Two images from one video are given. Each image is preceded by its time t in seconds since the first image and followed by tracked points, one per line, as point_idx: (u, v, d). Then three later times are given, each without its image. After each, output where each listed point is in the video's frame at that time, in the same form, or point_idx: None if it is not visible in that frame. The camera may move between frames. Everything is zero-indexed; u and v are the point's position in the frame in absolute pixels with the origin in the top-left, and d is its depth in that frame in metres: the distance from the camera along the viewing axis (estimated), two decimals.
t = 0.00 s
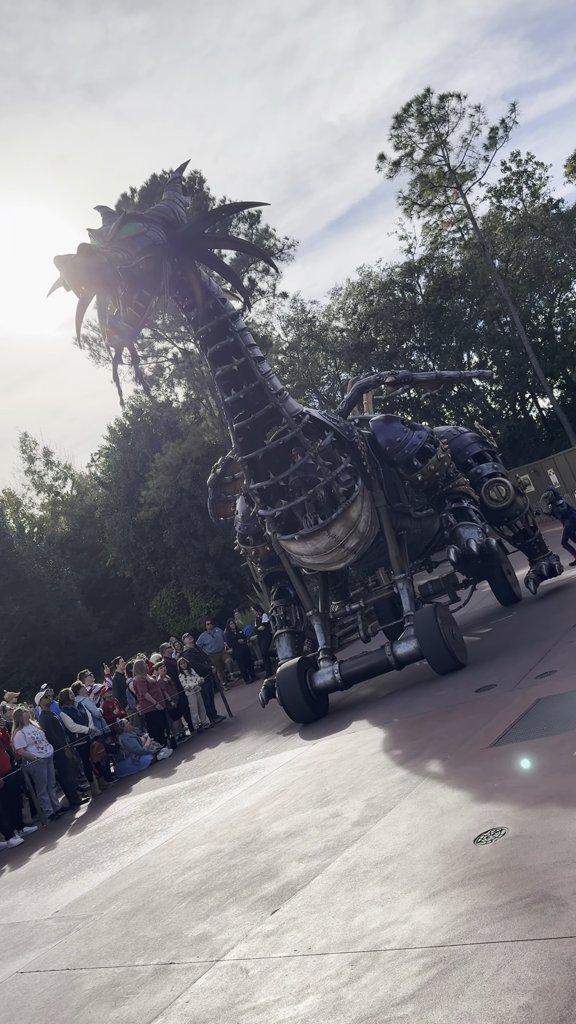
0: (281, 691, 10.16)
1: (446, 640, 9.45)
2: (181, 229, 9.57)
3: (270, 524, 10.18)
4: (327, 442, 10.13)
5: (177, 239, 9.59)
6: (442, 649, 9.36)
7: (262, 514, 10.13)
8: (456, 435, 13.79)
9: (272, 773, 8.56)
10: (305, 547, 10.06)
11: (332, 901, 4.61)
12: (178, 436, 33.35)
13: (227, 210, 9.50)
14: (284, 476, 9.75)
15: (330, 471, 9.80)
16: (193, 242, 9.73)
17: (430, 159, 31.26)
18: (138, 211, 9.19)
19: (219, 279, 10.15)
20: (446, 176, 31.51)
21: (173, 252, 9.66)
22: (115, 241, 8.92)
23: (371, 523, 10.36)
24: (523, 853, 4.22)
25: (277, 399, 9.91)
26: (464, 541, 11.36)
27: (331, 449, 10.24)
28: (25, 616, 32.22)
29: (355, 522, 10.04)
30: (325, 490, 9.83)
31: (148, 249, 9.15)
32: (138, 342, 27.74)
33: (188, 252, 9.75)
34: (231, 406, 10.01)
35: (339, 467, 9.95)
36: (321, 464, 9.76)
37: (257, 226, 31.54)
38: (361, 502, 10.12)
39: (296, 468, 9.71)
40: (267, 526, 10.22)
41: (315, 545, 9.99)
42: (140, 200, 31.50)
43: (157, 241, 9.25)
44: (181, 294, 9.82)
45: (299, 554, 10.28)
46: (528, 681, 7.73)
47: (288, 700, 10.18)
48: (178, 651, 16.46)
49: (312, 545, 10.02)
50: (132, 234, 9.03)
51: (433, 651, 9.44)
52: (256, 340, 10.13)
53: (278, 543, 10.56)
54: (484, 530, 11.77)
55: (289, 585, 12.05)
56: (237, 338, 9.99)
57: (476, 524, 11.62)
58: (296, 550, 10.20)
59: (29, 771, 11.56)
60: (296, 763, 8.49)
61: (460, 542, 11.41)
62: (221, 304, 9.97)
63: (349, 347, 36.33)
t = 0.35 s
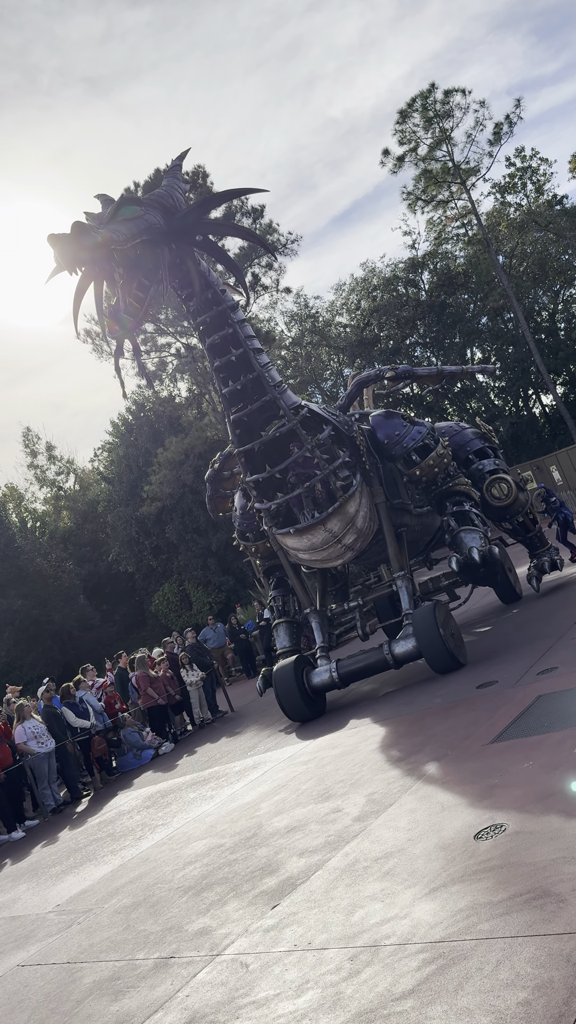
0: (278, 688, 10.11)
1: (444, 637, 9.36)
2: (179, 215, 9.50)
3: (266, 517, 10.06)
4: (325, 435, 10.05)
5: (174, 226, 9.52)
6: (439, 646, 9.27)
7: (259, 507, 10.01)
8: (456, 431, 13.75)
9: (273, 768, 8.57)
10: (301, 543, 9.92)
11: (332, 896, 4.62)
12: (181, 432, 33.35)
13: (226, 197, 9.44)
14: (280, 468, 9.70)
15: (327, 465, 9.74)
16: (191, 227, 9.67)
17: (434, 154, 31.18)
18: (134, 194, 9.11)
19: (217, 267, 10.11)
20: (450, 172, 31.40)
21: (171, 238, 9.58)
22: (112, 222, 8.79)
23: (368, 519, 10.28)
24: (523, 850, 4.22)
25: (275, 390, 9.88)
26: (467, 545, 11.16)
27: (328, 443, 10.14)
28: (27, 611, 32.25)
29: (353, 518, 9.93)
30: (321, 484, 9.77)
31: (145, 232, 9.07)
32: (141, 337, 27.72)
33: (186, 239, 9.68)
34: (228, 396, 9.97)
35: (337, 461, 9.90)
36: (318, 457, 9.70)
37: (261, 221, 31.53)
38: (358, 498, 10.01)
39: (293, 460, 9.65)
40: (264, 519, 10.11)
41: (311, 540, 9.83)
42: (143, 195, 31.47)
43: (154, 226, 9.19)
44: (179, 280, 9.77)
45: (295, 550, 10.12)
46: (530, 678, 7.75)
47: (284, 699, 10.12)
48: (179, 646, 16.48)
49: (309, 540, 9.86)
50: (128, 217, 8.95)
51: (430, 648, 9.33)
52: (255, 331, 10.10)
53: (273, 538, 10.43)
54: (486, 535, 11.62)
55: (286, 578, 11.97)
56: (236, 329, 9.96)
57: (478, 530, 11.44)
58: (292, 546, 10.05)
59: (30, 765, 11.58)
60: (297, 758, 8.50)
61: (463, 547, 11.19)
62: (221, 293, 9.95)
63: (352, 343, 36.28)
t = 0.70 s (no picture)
0: (273, 689, 10.00)
1: (442, 638, 9.25)
2: (176, 206, 9.50)
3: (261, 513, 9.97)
4: (321, 432, 10.02)
5: (170, 215, 9.50)
6: (437, 648, 9.17)
7: (254, 504, 9.92)
8: (456, 430, 13.68)
9: (273, 767, 8.57)
10: (296, 541, 9.81)
11: (332, 896, 4.61)
12: (183, 430, 33.35)
13: (224, 189, 9.44)
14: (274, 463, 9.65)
15: (323, 462, 9.66)
16: (187, 219, 9.66)
17: (437, 153, 31.13)
18: (130, 182, 9.07)
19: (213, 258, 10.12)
20: (452, 171, 31.35)
21: (167, 228, 9.58)
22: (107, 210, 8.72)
23: (365, 519, 10.13)
24: (523, 849, 4.23)
25: (271, 386, 9.91)
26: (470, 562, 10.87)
27: (325, 440, 10.09)
28: (29, 609, 32.25)
29: (349, 517, 9.81)
30: (317, 481, 9.70)
31: (139, 220, 9.03)
32: (143, 335, 27.72)
33: (182, 230, 9.69)
34: (224, 390, 9.95)
35: (334, 459, 9.84)
36: (314, 454, 9.66)
37: (262, 219, 31.51)
38: (355, 497, 9.91)
39: (287, 456, 9.61)
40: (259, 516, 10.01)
41: (306, 538, 9.73)
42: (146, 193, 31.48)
43: (150, 214, 9.14)
44: (175, 270, 9.78)
45: (291, 549, 10.01)
46: (531, 677, 7.74)
47: (280, 702, 10.00)
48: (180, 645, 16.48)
49: (304, 538, 9.75)
50: (123, 205, 8.90)
51: (428, 648, 9.24)
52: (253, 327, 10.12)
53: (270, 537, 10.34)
54: (487, 547, 11.37)
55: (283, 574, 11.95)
56: (233, 323, 9.97)
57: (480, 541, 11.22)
58: (287, 544, 9.95)
59: (31, 763, 11.60)
60: (297, 758, 8.50)
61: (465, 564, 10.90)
62: (219, 288, 10.00)
63: (354, 341, 36.29)
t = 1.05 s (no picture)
0: (269, 696, 9.91)
1: (441, 646, 9.10)
2: (171, 201, 9.53)
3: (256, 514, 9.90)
4: (317, 432, 9.97)
5: (165, 211, 9.52)
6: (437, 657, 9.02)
7: (249, 505, 9.85)
8: (455, 429, 13.64)
9: (274, 769, 8.56)
10: (291, 541, 9.70)
11: (333, 898, 4.61)
12: (184, 432, 33.36)
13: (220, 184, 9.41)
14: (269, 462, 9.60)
15: (319, 462, 9.58)
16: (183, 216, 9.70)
17: (438, 155, 31.13)
18: (125, 177, 9.14)
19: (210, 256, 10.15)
20: (453, 173, 31.37)
21: (162, 223, 9.59)
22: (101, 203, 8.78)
23: (361, 522, 10.04)
24: (525, 850, 4.24)
25: (267, 385, 9.88)
26: (475, 581, 10.51)
27: (321, 440, 10.02)
28: (29, 611, 32.26)
29: (345, 519, 9.71)
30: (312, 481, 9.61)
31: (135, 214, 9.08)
32: (144, 338, 27.75)
33: (177, 225, 9.72)
34: (220, 390, 9.95)
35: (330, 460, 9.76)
36: (309, 454, 9.55)
37: (264, 221, 31.54)
38: (351, 498, 9.79)
39: (282, 454, 9.55)
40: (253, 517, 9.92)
41: (301, 539, 9.61)
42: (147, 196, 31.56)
43: (145, 207, 9.17)
44: (171, 266, 9.79)
45: (285, 550, 9.90)
46: (533, 679, 7.73)
47: (277, 707, 9.93)
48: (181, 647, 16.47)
49: (298, 540, 9.65)
50: (118, 198, 8.95)
51: (426, 655, 9.09)
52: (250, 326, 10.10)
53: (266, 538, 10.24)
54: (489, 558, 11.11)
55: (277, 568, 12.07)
56: (229, 322, 9.97)
57: (483, 554, 10.83)
58: (281, 545, 9.84)
59: (31, 766, 11.60)
60: (298, 760, 8.49)
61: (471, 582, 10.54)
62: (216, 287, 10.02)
63: (355, 343, 36.32)
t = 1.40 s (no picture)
0: (266, 703, 9.81)
1: (440, 653, 9.03)
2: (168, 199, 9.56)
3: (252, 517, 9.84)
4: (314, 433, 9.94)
5: (162, 208, 9.55)
6: (435, 662, 8.95)
7: (245, 507, 9.79)
8: (455, 431, 13.53)
9: (276, 774, 8.55)
10: (288, 544, 9.65)
11: (336, 903, 4.60)
12: (186, 436, 33.38)
13: (217, 182, 9.40)
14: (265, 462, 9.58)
15: (316, 463, 9.50)
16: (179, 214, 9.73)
17: (439, 159, 31.16)
18: (121, 174, 9.21)
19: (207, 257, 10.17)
20: (455, 177, 31.44)
21: (159, 222, 9.59)
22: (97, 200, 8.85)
23: (359, 526, 9.97)
24: (528, 854, 4.23)
25: (264, 386, 9.86)
26: (484, 603, 10.16)
27: (319, 442, 10.00)
28: (31, 615, 32.25)
29: (342, 522, 9.65)
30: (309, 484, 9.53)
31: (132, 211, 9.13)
32: (146, 342, 27.80)
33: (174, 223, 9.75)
34: (216, 390, 9.94)
35: (327, 463, 9.69)
36: (306, 455, 9.48)
37: (265, 226, 31.57)
38: (349, 502, 9.76)
39: (278, 456, 9.52)
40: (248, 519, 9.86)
41: (297, 542, 9.57)
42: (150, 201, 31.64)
43: (141, 205, 9.17)
44: (167, 265, 9.79)
45: (282, 554, 9.86)
46: (535, 683, 7.73)
47: (273, 715, 9.81)
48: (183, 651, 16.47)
49: (295, 542, 9.61)
50: (114, 193, 9.01)
51: (424, 661, 9.02)
52: (248, 327, 10.15)
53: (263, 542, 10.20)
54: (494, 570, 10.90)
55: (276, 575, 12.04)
56: (227, 324, 9.99)
57: (486, 568, 10.64)
58: (278, 549, 9.80)
59: (34, 770, 11.61)
60: (300, 764, 8.47)
61: (480, 604, 10.20)
62: (214, 288, 10.06)
63: (357, 347, 36.38)
